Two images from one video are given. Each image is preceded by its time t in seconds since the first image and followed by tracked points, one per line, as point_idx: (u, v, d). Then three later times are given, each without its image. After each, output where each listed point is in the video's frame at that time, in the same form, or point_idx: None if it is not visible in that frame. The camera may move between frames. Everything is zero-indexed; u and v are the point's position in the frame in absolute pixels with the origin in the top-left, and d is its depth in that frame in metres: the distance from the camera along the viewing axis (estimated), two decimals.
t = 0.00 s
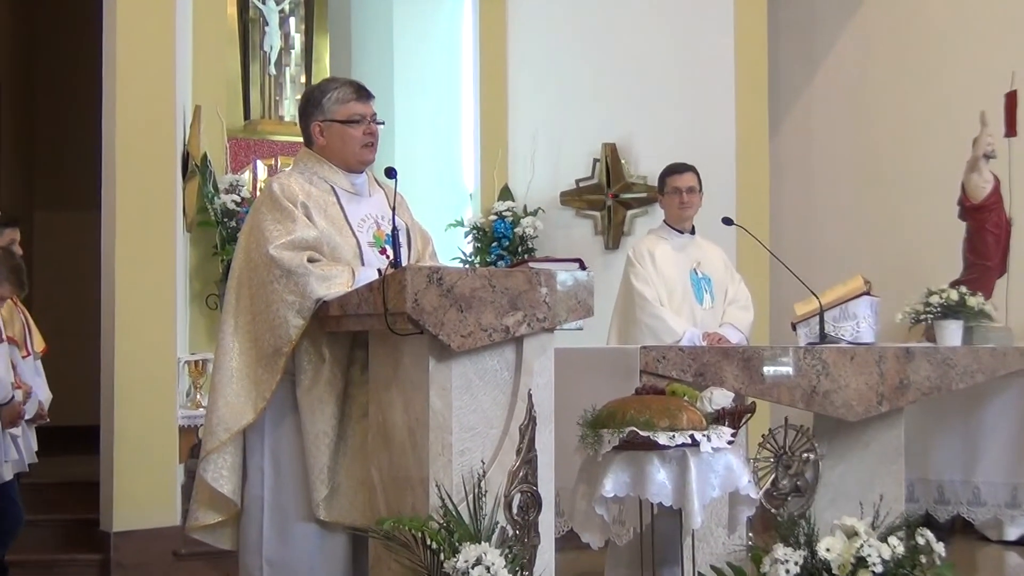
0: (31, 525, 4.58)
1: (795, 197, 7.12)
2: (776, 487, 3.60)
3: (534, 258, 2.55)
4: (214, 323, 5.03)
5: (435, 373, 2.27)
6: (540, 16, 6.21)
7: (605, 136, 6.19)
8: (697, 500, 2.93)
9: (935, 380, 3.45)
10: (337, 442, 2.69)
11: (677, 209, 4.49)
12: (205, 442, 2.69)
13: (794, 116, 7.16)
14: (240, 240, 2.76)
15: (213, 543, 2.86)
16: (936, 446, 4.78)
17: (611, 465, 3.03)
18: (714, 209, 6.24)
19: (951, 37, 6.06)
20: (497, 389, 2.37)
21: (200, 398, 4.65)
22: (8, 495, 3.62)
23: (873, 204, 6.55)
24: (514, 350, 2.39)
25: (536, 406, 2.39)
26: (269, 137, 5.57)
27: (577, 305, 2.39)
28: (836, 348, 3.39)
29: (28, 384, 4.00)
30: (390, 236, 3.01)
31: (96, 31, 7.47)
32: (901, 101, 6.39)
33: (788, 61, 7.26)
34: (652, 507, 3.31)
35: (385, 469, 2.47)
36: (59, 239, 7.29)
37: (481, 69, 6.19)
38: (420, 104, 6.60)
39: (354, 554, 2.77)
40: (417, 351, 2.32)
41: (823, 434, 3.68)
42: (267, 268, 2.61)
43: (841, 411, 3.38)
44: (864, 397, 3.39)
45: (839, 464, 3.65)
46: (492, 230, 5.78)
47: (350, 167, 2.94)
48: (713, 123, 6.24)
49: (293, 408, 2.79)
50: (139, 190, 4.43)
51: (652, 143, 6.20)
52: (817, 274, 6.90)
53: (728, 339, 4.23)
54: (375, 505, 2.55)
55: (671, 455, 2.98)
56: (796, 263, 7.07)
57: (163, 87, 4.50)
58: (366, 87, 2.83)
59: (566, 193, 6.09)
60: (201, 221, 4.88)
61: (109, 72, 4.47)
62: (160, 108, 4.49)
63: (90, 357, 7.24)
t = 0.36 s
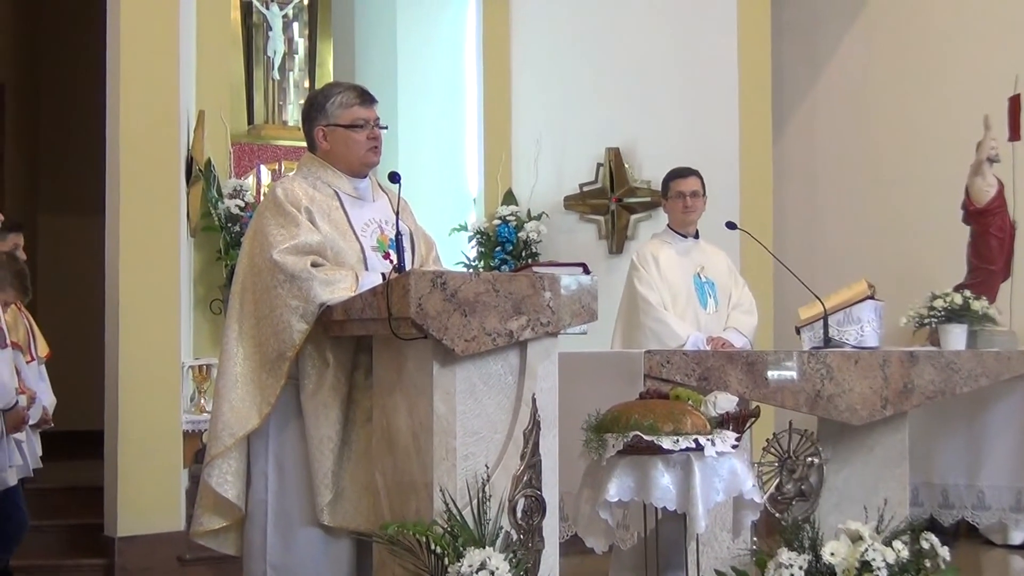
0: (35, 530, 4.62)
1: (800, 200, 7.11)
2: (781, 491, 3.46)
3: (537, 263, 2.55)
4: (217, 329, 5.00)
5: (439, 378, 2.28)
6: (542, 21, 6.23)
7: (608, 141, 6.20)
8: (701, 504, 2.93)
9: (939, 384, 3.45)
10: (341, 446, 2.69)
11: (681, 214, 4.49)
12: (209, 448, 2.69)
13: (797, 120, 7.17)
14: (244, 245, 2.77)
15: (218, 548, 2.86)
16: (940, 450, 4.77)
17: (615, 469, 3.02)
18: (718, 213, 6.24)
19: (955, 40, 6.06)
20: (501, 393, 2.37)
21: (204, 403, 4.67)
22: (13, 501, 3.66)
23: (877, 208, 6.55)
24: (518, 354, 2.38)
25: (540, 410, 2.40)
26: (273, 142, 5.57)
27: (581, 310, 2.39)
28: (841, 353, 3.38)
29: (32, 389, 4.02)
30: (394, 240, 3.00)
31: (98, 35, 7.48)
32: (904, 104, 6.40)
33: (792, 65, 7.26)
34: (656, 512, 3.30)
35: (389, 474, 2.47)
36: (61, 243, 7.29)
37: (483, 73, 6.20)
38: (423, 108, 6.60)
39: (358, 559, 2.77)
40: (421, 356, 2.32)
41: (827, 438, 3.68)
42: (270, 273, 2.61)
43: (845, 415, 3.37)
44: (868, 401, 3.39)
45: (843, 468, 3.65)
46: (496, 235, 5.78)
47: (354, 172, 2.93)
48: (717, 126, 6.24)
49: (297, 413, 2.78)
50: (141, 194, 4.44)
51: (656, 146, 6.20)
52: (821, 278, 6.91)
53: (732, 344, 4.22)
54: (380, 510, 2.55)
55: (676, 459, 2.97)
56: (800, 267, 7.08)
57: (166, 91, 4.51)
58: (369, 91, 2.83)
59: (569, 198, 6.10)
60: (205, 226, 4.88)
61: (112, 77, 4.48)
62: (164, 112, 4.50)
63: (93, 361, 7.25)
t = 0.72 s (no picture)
0: (39, 535, 4.62)
1: (803, 204, 7.12)
2: (784, 495, 3.51)
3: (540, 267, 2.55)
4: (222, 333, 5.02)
5: (442, 382, 2.28)
6: (546, 25, 6.22)
7: (611, 144, 6.20)
8: (705, 507, 2.93)
9: (944, 388, 3.44)
10: (345, 451, 2.69)
11: (684, 217, 4.50)
12: (214, 452, 2.70)
13: (800, 124, 7.17)
14: (247, 249, 2.78)
15: (223, 552, 2.86)
16: (944, 453, 4.77)
17: (619, 473, 3.02)
18: (721, 216, 6.25)
19: (958, 43, 6.06)
20: (505, 397, 2.37)
21: (208, 407, 4.64)
22: (17, 506, 3.67)
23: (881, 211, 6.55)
24: (522, 357, 2.38)
25: (545, 413, 2.39)
26: (275, 147, 5.54)
27: (584, 313, 2.39)
28: (844, 356, 3.37)
29: (36, 393, 4.02)
30: (396, 245, 3.01)
31: (102, 41, 7.51)
32: (907, 107, 6.40)
33: (795, 70, 7.27)
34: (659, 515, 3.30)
35: (393, 478, 2.47)
36: (65, 248, 7.30)
37: (486, 77, 6.16)
38: (426, 113, 6.60)
39: (363, 562, 2.77)
40: (425, 359, 2.32)
41: (831, 441, 3.68)
42: (273, 277, 2.61)
43: (849, 418, 3.36)
44: (872, 404, 3.38)
45: (847, 471, 3.65)
46: (499, 239, 5.78)
47: (357, 176, 2.94)
48: (720, 130, 6.26)
49: (301, 417, 2.78)
50: (145, 199, 4.45)
51: (659, 150, 6.20)
52: (824, 282, 6.90)
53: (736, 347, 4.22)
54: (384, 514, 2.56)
55: (679, 463, 2.97)
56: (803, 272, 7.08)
57: (170, 96, 4.52)
58: (372, 95, 2.83)
59: (572, 202, 6.09)
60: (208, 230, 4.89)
61: (116, 82, 4.49)
62: (167, 117, 4.51)
63: (97, 366, 7.26)
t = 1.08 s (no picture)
0: (40, 537, 4.62)
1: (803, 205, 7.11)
2: (786, 497, 3.52)
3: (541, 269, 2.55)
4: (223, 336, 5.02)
5: (443, 385, 2.28)
6: (547, 32, 6.27)
7: (612, 146, 6.20)
8: (706, 510, 2.92)
9: (945, 390, 3.44)
10: (346, 454, 2.70)
11: (685, 220, 4.49)
12: (215, 455, 2.70)
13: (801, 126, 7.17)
14: (249, 252, 2.78)
15: (224, 554, 2.86)
16: (945, 454, 4.75)
17: (620, 476, 3.02)
18: (722, 218, 6.24)
19: (960, 45, 6.06)
20: (506, 399, 2.37)
21: (208, 410, 4.57)
22: (19, 510, 3.66)
23: (883, 213, 6.55)
24: (523, 360, 2.38)
25: (545, 416, 2.39)
26: (278, 149, 5.54)
27: (585, 316, 2.38)
28: (845, 358, 3.38)
29: (37, 397, 4.02)
30: (398, 247, 3.01)
31: (103, 44, 7.52)
32: (908, 109, 6.40)
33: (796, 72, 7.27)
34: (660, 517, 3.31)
35: (394, 481, 2.48)
36: (66, 251, 7.31)
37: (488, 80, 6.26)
38: (427, 116, 6.61)
39: (364, 564, 2.77)
40: (425, 362, 2.32)
41: (832, 443, 3.68)
42: (275, 280, 2.62)
43: (850, 420, 3.37)
44: (873, 406, 3.38)
45: (849, 473, 3.65)
46: (500, 242, 5.80)
47: (358, 179, 2.94)
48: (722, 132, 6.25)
49: (302, 420, 2.79)
50: (147, 202, 4.45)
51: (660, 152, 6.20)
52: (827, 283, 6.90)
53: (737, 350, 4.22)
54: (385, 517, 2.56)
55: (681, 466, 2.97)
56: (804, 274, 7.08)
57: (170, 100, 4.52)
58: (371, 98, 2.83)
59: (574, 204, 6.10)
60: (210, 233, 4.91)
61: (118, 85, 4.50)
62: (168, 120, 4.51)
63: (97, 369, 7.27)
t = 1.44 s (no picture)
0: (40, 540, 4.62)
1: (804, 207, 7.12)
2: (786, 500, 3.55)
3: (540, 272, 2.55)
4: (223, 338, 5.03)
5: (443, 388, 2.28)
6: (547, 36, 6.26)
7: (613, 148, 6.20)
8: (706, 512, 2.93)
9: (945, 393, 3.45)
10: (346, 457, 2.70)
11: (685, 223, 4.49)
12: (215, 458, 2.71)
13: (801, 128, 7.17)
14: (249, 255, 2.78)
15: (223, 557, 2.87)
16: (946, 459, 4.77)
17: (619, 479, 3.02)
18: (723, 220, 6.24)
19: (961, 48, 6.07)
20: (505, 402, 2.37)
21: (209, 413, 4.63)
22: (19, 512, 3.66)
23: (883, 216, 6.55)
24: (522, 363, 2.39)
25: (545, 418, 2.39)
26: (278, 152, 5.55)
27: (585, 318, 2.39)
28: (845, 361, 3.39)
29: (37, 399, 4.02)
30: (398, 250, 3.01)
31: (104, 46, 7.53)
32: (909, 111, 6.40)
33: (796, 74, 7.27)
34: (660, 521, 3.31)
35: (393, 484, 2.48)
36: (67, 253, 7.32)
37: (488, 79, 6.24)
38: (428, 120, 6.61)
39: (363, 567, 2.77)
40: (425, 365, 2.33)
41: (832, 446, 3.68)
42: (275, 283, 2.62)
43: (850, 423, 3.38)
44: (872, 409, 3.39)
45: (849, 476, 3.64)
46: (500, 244, 5.80)
47: (357, 182, 2.94)
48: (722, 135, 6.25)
49: (302, 423, 2.79)
50: (146, 204, 4.46)
51: (660, 154, 6.20)
52: (827, 285, 6.90)
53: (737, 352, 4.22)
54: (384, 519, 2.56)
55: (680, 468, 2.97)
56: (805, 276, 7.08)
57: (170, 102, 4.53)
58: (370, 101, 2.83)
59: (574, 207, 6.11)
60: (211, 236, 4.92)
61: (118, 89, 4.50)
62: (169, 122, 4.52)
63: (98, 371, 7.27)
